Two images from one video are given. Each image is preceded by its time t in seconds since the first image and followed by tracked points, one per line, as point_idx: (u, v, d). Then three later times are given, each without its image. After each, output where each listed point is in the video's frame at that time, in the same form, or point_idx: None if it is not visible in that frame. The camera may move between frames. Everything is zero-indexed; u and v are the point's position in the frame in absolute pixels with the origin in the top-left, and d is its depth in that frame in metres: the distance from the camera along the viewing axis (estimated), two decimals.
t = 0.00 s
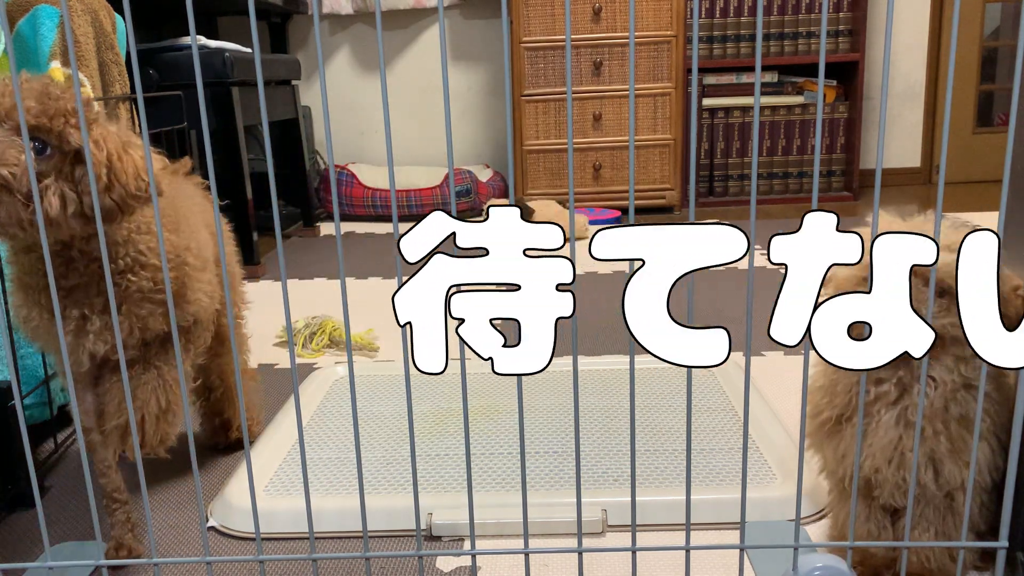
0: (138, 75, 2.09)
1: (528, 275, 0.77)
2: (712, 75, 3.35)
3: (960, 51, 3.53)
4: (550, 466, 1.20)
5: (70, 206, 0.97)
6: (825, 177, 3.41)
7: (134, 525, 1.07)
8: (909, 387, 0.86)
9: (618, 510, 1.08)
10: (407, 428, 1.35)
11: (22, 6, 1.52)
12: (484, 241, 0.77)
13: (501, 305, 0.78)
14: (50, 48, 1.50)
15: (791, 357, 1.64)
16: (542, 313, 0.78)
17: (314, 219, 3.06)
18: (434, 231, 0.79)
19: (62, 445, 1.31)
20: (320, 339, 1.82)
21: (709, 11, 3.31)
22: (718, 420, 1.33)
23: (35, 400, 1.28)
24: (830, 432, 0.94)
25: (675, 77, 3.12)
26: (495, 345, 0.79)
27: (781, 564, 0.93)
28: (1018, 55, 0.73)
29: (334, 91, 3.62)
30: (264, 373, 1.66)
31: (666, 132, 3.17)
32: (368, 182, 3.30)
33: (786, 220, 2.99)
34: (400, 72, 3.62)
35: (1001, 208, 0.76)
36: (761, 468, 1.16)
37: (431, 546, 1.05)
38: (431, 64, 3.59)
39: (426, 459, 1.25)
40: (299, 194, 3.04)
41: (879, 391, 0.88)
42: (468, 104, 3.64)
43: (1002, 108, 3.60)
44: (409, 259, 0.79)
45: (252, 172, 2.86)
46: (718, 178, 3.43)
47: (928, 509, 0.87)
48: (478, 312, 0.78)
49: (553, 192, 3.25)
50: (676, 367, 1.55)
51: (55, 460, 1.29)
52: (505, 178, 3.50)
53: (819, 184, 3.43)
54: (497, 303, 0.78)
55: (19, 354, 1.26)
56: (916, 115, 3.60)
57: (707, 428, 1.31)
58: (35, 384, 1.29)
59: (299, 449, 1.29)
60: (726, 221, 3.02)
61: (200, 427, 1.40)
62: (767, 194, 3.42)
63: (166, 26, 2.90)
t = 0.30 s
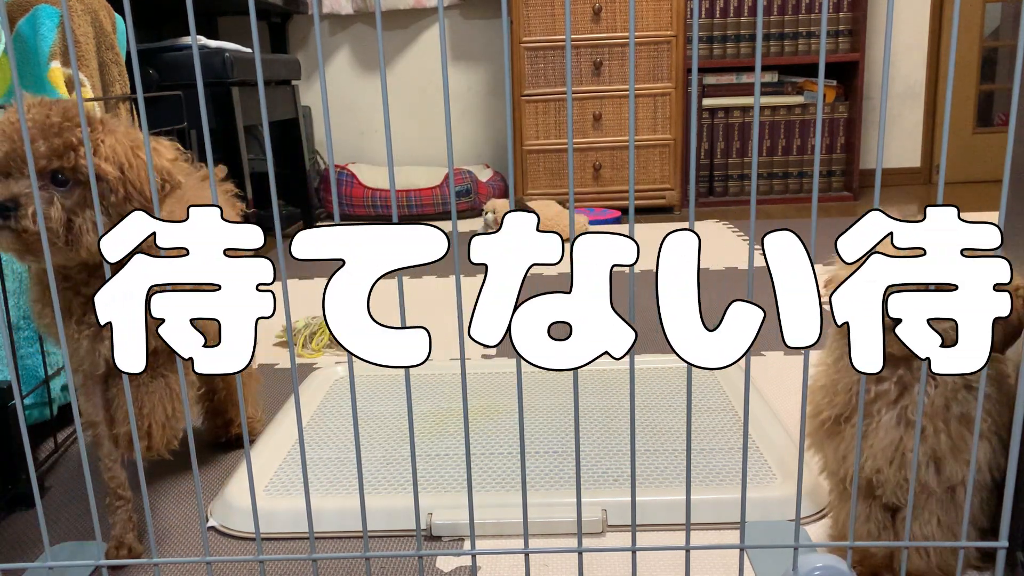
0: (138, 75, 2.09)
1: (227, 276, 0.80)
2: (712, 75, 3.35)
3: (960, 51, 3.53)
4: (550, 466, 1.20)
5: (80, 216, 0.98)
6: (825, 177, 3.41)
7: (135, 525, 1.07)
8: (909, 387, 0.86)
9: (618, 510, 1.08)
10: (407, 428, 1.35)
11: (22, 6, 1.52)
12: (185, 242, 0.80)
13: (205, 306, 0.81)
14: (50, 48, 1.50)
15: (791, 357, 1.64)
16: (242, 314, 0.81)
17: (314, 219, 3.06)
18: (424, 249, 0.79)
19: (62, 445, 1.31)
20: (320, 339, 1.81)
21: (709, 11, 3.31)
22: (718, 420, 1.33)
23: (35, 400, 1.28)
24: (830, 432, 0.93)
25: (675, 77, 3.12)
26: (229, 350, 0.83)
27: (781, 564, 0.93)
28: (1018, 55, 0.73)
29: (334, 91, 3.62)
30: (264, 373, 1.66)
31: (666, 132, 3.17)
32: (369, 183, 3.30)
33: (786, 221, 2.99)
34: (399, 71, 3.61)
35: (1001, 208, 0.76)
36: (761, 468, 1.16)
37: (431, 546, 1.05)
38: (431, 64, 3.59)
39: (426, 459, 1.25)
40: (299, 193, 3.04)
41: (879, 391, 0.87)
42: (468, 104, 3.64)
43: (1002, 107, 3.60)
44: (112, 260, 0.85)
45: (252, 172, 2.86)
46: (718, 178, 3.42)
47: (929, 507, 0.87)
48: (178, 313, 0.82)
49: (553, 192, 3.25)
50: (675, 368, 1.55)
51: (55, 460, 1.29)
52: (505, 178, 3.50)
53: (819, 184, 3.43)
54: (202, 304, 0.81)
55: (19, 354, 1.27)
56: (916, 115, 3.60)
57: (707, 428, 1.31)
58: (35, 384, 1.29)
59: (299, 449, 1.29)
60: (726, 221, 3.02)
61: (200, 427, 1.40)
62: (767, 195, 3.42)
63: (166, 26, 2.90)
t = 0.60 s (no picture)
0: (138, 75, 2.09)
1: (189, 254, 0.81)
2: (713, 75, 3.35)
3: (959, 50, 3.53)
4: (550, 466, 1.20)
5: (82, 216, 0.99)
6: (825, 177, 3.41)
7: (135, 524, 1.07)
8: (905, 402, 0.87)
9: (619, 510, 1.08)
10: (407, 428, 1.35)
11: (22, 6, 1.52)
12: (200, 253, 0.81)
13: (259, 306, 0.82)
14: (50, 48, 1.50)
15: (791, 357, 1.64)
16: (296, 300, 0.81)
17: (314, 219, 3.06)
18: None
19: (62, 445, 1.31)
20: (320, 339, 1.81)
21: (709, 10, 3.31)
22: (718, 420, 1.33)
23: (35, 400, 1.28)
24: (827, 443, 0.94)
25: (675, 77, 3.12)
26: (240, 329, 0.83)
27: (781, 564, 0.93)
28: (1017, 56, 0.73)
29: (334, 91, 3.62)
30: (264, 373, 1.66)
31: (666, 132, 3.17)
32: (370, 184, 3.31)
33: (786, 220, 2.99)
34: (399, 71, 3.61)
35: (1001, 209, 0.76)
36: (761, 468, 1.16)
37: (431, 546, 1.05)
38: (431, 64, 3.59)
39: (426, 459, 1.24)
40: (299, 193, 3.04)
41: (876, 405, 0.88)
42: (467, 104, 3.64)
43: (1002, 107, 3.60)
44: None
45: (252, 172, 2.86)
46: (718, 178, 3.42)
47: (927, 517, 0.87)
48: (237, 317, 0.83)
49: (553, 192, 3.25)
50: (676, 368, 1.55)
51: (55, 459, 1.29)
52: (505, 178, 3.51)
53: (819, 184, 3.43)
54: (255, 305, 0.82)
55: (19, 354, 1.26)
56: (916, 115, 3.60)
57: (707, 428, 1.31)
58: (35, 383, 1.29)
59: (299, 450, 1.29)
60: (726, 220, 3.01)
61: (200, 427, 1.40)
62: (767, 194, 3.42)
63: (166, 25, 2.90)
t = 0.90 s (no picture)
0: (138, 75, 2.09)
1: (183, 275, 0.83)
2: (712, 75, 3.35)
3: (959, 50, 3.53)
4: (549, 465, 1.20)
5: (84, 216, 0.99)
6: (825, 177, 3.41)
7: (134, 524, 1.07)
8: (904, 394, 0.87)
9: (619, 510, 1.08)
10: (407, 428, 1.35)
11: (22, 5, 1.51)
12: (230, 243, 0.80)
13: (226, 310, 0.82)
14: (50, 48, 1.50)
15: (791, 357, 1.64)
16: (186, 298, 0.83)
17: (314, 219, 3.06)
18: None
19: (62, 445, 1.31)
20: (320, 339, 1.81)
21: (709, 11, 3.31)
22: (718, 420, 1.33)
23: (35, 400, 1.28)
24: (826, 435, 0.94)
25: (675, 77, 3.12)
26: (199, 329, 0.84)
27: (781, 565, 0.93)
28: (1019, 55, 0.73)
29: (335, 91, 3.63)
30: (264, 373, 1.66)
31: (666, 132, 3.17)
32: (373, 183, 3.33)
33: (786, 221, 2.99)
34: (399, 71, 3.61)
35: (1002, 208, 0.76)
36: (761, 468, 1.16)
37: (431, 546, 1.05)
38: (431, 64, 3.59)
39: (426, 459, 1.24)
40: (299, 193, 3.04)
41: (873, 397, 0.88)
42: (468, 104, 3.64)
43: (1002, 108, 3.60)
44: None
45: (252, 172, 2.86)
46: (718, 178, 3.42)
47: (925, 509, 0.87)
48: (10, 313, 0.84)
49: (553, 192, 3.25)
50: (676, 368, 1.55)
51: (55, 459, 1.29)
52: (505, 178, 3.51)
53: (819, 184, 3.43)
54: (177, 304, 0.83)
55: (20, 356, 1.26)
56: (916, 115, 3.60)
57: (707, 428, 1.31)
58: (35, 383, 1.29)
59: (299, 449, 1.29)
60: (726, 221, 3.01)
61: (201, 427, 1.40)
62: (767, 195, 3.42)
63: (166, 25, 2.90)
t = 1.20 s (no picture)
0: (138, 75, 2.09)
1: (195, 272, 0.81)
2: (713, 75, 3.35)
3: (960, 50, 3.53)
4: (549, 465, 1.20)
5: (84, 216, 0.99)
6: (825, 177, 3.41)
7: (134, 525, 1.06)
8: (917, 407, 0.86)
9: (618, 509, 1.08)
10: (407, 429, 1.35)
11: (22, 5, 1.51)
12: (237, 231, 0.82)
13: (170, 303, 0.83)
14: (50, 48, 1.50)
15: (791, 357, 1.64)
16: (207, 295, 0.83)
17: (314, 219, 3.06)
18: None
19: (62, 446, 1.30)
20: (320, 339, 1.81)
21: (709, 11, 3.31)
22: (718, 420, 1.33)
23: (35, 400, 1.27)
24: (832, 440, 0.93)
25: (675, 77, 3.12)
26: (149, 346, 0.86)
27: (781, 564, 0.93)
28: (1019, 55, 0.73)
29: (335, 91, 3.63)
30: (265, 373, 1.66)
31: (666, 132, 3.17)
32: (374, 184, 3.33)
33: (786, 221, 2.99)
34: (400, 71, 3.61)
35: (1002, 208, 0.76)
36: (761, 468, 1.16)
37: (431, 546, 1.05)
38: (431, 64, 3.59)
39: (426, 459, 1.24)
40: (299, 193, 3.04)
41: (886, 408, 0.88)
42: (468, 104, 3.64)
43: (1002, 108, 3.60)
44: None
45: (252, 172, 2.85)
46: (718, 178, 3.42)
47: (930, 515, 0.87)
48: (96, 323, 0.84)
49: (553, 192, 3.25)
50: (675, 368, 1.55)
51: (55, 459, 1.29)
52: (505, 178, 3.51)
53: (819, 184, 3.43)
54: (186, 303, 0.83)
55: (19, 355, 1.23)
56: (916, 115, 3.60)
57: (707, 428, 1.31)
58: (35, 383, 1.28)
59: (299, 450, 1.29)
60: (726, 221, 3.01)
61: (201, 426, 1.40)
62: (767, 194, 3.42)
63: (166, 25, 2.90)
